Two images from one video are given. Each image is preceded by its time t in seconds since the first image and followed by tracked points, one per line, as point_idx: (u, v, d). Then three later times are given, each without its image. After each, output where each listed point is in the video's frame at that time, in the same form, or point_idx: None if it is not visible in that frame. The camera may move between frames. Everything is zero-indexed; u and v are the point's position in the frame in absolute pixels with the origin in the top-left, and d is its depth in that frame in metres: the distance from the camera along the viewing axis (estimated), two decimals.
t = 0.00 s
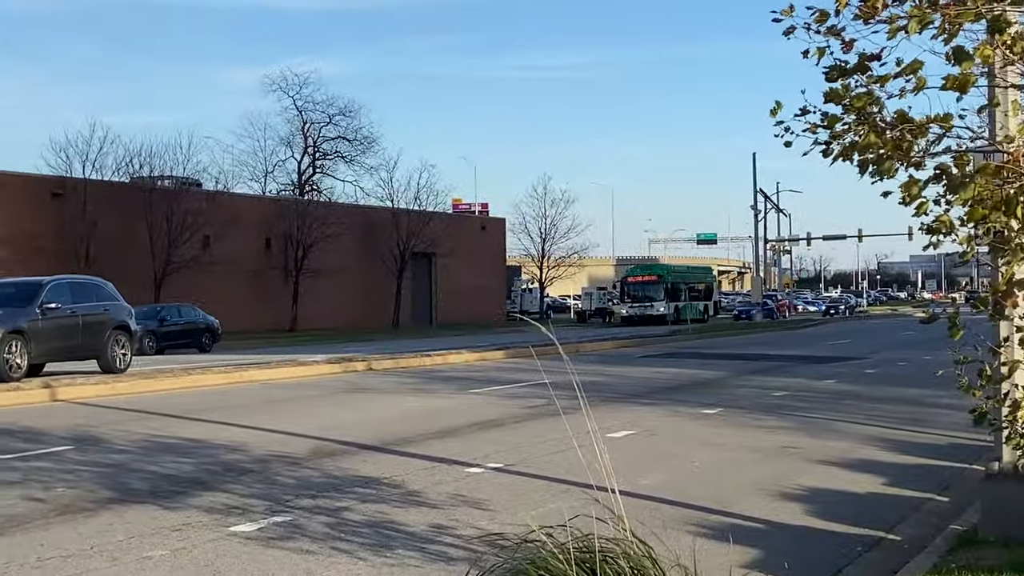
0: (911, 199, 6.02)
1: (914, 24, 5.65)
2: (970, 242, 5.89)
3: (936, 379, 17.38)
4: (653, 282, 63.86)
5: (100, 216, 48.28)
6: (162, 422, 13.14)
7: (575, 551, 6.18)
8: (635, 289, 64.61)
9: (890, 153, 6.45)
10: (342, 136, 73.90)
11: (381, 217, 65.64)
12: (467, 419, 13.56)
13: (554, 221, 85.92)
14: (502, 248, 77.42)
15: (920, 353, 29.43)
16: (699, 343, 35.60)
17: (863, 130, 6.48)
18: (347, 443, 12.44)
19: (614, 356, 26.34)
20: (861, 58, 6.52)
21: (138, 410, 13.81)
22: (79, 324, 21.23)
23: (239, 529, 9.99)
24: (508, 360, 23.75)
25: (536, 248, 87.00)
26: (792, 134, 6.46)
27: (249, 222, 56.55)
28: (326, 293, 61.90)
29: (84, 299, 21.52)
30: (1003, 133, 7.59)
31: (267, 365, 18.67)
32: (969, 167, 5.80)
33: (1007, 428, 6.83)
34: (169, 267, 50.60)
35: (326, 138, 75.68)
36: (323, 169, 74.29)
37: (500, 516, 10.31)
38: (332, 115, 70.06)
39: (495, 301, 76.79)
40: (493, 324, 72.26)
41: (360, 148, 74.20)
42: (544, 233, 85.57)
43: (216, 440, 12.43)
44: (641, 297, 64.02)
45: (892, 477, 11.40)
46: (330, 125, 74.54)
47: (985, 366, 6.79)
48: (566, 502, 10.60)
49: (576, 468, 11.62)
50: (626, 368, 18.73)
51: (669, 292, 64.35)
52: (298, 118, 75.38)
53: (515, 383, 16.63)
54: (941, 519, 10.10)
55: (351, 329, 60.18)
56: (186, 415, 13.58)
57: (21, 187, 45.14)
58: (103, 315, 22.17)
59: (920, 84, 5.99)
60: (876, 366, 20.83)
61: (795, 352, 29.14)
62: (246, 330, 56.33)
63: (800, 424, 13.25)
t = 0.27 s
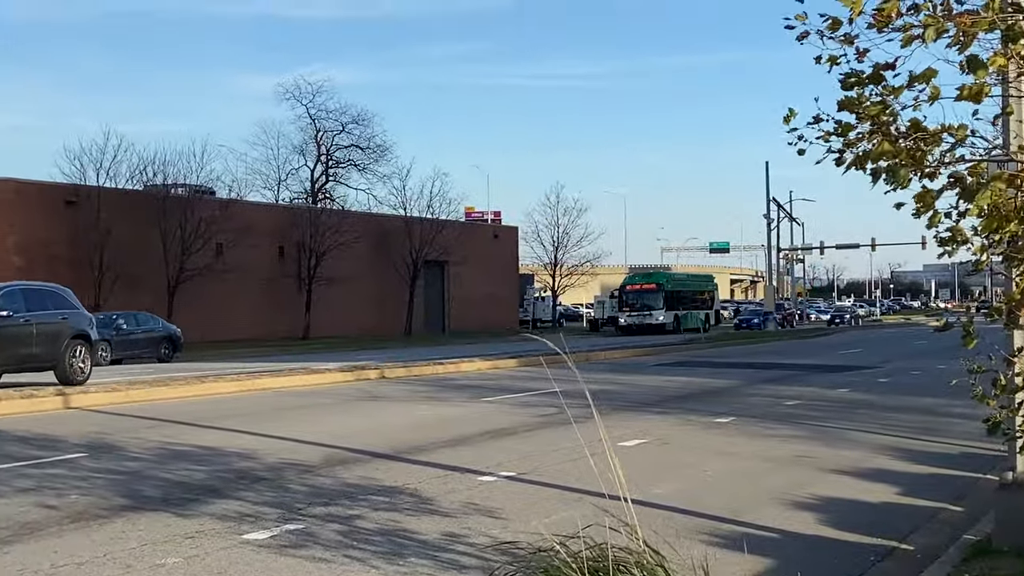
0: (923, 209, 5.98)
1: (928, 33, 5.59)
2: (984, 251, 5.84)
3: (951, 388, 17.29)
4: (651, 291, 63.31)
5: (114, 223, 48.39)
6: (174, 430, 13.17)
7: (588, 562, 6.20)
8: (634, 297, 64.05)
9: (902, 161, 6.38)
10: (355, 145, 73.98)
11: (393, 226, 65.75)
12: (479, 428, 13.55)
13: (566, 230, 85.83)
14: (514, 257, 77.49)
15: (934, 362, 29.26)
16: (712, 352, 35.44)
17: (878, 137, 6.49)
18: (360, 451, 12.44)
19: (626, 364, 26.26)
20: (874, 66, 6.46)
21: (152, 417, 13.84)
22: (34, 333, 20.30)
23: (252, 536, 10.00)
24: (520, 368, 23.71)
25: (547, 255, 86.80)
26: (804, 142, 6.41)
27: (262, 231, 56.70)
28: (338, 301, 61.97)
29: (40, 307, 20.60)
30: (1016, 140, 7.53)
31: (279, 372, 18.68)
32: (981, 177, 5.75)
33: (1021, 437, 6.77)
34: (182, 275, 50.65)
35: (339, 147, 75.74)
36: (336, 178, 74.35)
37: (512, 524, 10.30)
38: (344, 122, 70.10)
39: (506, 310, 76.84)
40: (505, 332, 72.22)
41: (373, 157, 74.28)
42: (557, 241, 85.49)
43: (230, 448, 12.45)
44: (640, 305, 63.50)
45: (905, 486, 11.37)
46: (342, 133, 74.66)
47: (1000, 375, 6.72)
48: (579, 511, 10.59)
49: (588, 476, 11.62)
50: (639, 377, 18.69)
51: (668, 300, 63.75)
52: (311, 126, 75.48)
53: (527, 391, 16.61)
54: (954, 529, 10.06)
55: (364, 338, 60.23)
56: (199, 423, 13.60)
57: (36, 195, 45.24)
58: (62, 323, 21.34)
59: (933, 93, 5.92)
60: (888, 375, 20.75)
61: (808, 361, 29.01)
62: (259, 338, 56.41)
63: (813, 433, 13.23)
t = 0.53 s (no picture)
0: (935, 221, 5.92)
1: (939, 47, 5.56)
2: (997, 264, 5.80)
3: (963, 401, 17.22)
4: (649, 301, 62.85)
5: (127, 232, 48.46)
6: (186, 440, 13.19)
7: None
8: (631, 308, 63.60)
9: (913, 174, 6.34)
10: (367, 155, 74.06)
11: (405, 236, 65.85)
12: (490, 439, 13.56)
13: (579, 240, 85.89)
14: (526, 267, 77.55)
15: (946, 376, 29.12)
16: (723, 364, 35.35)
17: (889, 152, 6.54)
18: (371, 462, 12.45)
19: (637, 375, 26.24)
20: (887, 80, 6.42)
21: (163, 426, 13.87)
22: None
23: (263, 547, 10.01)
24: (531, 379, 23.70)
25: (559, 267, 87.04)
26: (817, 156, 6.35)
27: (274, 240, 56.86)
28: (350, 311, 62.04)
29: None
30: None
31: (291, 382, 18.71)
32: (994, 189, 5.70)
33: None
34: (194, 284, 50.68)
35: (352, 156, 75.89)
36: (348, 187, 74.46)
37: (522, 535, 10.31)
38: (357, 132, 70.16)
39: (519, 322, 76.80)
40: (518, 342, 72.16)
41: (385, 167, 74.41)
42: (569, 252, 85.49)
43: (241, 458, 12.47)
44: (638, 317, 63.02)
45: (916, 499, 11.33)
46: (355, 143, 74.83)
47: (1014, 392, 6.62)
48: (589, 522, 10.59)
49: (599, 488, 11.62)
50: (649, 389, 18.67)
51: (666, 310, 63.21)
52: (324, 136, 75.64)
53: (539, 402, 16.60)
54: (966, 542, 10.02)
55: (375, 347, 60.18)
56: (210, 432, 13.62)
57: (49, 203, 45.46)
58: (16, 334, 20.35)
59: (945, 106, 5.87)
60: (900, 388, 20.68)
61: (820, 373, 28.91)
62: (271, 347, 56.42)
63: (824, 446, 13.20)
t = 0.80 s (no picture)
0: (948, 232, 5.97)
1: (953, 59, 5.65)
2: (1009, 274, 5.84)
3: (975, 414, 17.14)
4: (644, 311, 62.14)
5: (137, 241, 48.44)
6: (196, 448, 13.19)
7: None
8: (626, 317, 62.93)
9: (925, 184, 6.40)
10: (377, 164, 74.11)
11: (415, 244, 65.86)
12: (500, 448, 13.54)
13: (588, 249, 85.86)
14: (536, 276, 77.53)
15: (957, 387, 28.96)
16: (733, 375, 35.20)
17: (901, 163, 6.59)
18: (381, 471, 12.44)
19: (647, 386, 26.18)
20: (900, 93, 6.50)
21: (173, 435, 13.88)
22: None
23: (272, 556, 9.99)
24: (541, 390, 23.66)
25: (569, 276, 87.15)
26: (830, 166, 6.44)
27: (285, 248, 56.95)
28: (360, 319, 62.06)
29: None
30: None
31: (301, 391, 18.70)
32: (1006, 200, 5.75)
33: None
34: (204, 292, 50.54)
35: (362, 165, 75.94)
36: (359, 196, 74.53)
37: (533, 546, 10.28)
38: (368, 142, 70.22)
39: (530, 332, 76.74)
40: (526, 351, 72.02)
41: (395, 175, 74.45)
42: (578, 261, 85.47)
43: (251, 467, 12.46)
44: (632, 326, 62.33)
45: (927, 511, 11.29)
46: (365, 152, 74.89)
47: None
48: (600, 533, 10.57)
49: (610, 498, 11.60)
50: (659, 399, 18.63)
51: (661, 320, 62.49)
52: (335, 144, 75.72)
53: (549, 412, 16.57)
54: (978, 555, 9.97)
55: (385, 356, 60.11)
56: (220, 441, 13.62)
57: (61, 211, 45.58)
58: None
59: (958, 116, 5.95)
60: (911, 400, 20.60)
61: (830, 384, 28.79)
62: (281, 356, 56.43)
63: (834, 457, 13.18)
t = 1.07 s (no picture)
0: (959, 242, 5.99)
1: (966, 68, 5.71)
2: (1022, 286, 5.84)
3: (985, 423, 17.09)
4: (638, 318, 61.87)
5: (148, 246, 48.50)
6: (205, 454, 13.20)
7: None
8: (620, 325, 62.69)
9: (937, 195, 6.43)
10: (387, 170, 74.19)
11: (425, 251, 65.96)
12: (509, 456, 13.53)
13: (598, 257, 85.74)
14: (546, 283, 77.61)
15: (965, 397, 28.91)
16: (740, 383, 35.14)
17: (912, 173, 6.64)
18: (390, 478, 12.44)
19: (656, 395, 26.15)
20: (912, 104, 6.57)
21: (182, 440, 13.90)
22: None
23: (281, 562, 9.98)
24: (550, 397, 23.64)
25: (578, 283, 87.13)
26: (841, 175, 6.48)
27: (294, 254, 57.06)
28: (369, 325, 62.17)
29: None
30: None
31: (310, 397, 18.71)
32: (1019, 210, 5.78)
33: None
34: (215, 298, 50.52)
35: (372, 171, 76.01)
36: (368, 202, 74.62)
37: (542, 554, 10.27)
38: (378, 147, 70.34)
39: (540, 339, 76.88)
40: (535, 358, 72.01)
41: (405, 182, 74.52)
42: (589, 269, 85.50)
43: (260, 473, 12.46)
44: (626, 334, 62.10)
45: (937, 521, 11.26)
46: (375, 158, 74.96)
47: None
48: (610, 542, 10.55)
49: (620, 506, 11.59)
50: (668, 407, 18.62)
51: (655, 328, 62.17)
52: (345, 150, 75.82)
53: (557, 420, 16.57)
54: (989, 565, 9.94)
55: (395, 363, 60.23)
56: (229, 446, 13.63)
57: (71, 216, 45.62)
58: None
59: (971, 125, 6.00)
60: (921, 409, 20.54)
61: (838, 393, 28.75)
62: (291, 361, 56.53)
63: (844, 466, 13.15)
